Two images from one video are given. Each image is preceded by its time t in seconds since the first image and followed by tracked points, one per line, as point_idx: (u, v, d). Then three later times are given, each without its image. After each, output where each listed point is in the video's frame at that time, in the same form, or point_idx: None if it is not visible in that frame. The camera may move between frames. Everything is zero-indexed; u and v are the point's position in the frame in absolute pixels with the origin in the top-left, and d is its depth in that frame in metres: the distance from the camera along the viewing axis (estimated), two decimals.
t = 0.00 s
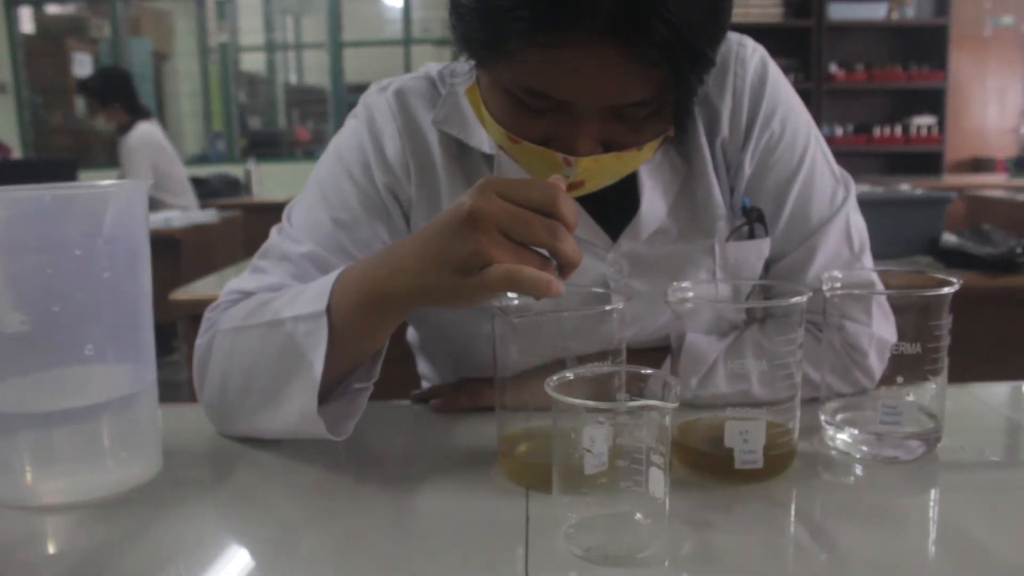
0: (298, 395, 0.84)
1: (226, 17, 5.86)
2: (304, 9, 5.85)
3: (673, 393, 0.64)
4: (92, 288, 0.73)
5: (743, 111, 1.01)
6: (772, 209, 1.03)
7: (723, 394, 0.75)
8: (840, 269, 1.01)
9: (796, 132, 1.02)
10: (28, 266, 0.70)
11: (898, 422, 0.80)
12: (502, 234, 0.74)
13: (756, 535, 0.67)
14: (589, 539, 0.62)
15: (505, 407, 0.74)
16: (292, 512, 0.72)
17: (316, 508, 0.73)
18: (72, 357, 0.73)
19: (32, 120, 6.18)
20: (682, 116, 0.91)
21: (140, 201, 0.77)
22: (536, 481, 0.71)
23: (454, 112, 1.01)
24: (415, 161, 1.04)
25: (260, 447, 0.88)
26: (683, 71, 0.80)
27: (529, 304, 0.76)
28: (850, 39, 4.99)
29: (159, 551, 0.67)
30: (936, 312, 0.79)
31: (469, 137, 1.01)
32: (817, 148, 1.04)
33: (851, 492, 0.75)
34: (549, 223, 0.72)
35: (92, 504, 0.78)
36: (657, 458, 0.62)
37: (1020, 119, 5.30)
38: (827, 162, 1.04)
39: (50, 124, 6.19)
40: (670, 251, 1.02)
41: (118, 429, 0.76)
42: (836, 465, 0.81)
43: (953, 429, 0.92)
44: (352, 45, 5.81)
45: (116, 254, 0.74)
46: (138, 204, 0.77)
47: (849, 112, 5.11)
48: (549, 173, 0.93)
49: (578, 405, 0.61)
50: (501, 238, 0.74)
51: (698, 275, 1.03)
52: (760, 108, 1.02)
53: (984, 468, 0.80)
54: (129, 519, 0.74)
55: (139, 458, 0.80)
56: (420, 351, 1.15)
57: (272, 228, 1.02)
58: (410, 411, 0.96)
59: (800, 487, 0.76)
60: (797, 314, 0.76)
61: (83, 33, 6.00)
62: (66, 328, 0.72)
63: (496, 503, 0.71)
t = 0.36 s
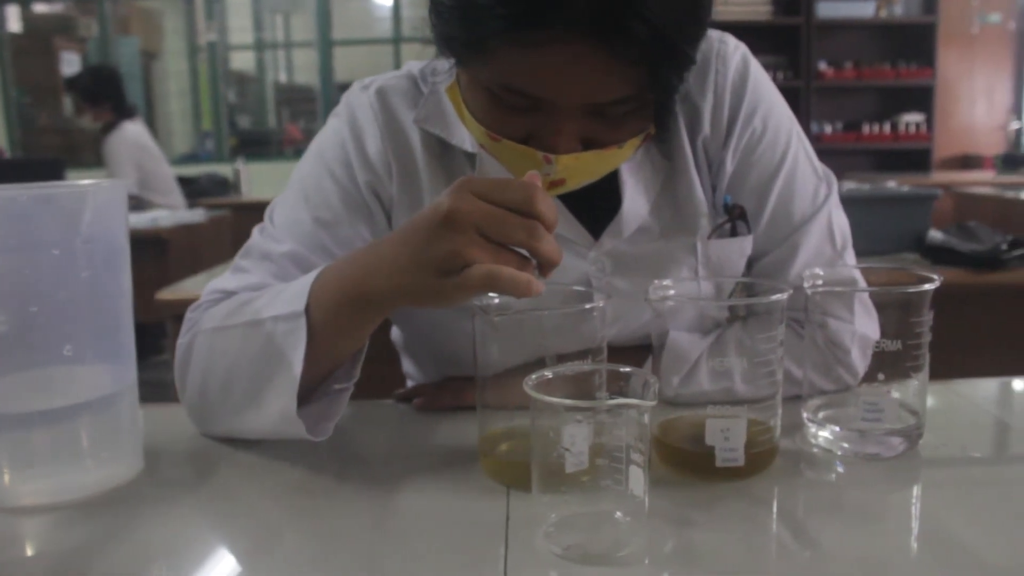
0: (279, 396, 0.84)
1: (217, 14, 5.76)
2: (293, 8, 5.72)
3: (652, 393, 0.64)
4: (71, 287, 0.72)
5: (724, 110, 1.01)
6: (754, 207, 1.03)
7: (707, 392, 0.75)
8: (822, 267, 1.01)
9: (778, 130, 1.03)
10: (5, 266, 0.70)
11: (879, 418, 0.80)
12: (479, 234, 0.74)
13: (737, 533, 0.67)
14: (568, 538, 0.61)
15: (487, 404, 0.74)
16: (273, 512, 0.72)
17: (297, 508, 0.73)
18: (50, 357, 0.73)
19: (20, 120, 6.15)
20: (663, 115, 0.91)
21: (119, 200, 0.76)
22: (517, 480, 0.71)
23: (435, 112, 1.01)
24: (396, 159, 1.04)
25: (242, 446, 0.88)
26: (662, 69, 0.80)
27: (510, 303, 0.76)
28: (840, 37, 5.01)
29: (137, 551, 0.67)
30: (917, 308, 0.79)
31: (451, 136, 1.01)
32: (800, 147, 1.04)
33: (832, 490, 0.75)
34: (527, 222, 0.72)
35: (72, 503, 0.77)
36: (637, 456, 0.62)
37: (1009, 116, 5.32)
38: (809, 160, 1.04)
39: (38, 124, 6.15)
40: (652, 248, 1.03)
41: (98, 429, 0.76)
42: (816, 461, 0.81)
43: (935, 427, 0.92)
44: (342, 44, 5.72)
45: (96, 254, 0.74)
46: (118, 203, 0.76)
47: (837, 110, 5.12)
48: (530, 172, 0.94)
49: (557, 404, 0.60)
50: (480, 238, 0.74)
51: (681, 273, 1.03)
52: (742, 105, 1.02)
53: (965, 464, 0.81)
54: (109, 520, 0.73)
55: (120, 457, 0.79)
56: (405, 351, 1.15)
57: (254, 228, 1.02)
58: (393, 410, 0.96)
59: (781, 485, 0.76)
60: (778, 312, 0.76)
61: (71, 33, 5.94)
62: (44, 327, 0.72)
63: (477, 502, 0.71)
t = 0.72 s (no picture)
0: (237, 391, 0.86)
1: (204, 15, 5.75)
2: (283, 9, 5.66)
3: (627, 392, 0.64)
4: (46, 290, 0.72)
5: (703, 109, 1.02)
6: (734, 207, 1.03)
7: (690, 391, 0.75)
8: (802, 266, 1.00)
9: (759, 130, 1.03)
10: None
11: (859, 416, 0.81)
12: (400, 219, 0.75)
13: (716, 531, 0.67)
14: (544, 538, 0.61)
15: (466, 405, 0.75)
16: (250, 515, 0.72)
17: (273, 511, 0.72)
18: (26, 360, 0.73)
19: (10, 122, 6.06)
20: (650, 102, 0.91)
21: (97, 203, 0.76)
22: (495, 482, 0.71)
23: (416, 110, 1.02)
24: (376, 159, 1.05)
25: (219, 448, 0.88)
26: (649, 52, 0.81)
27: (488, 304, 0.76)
28: (829, 36, 5.02)
29: (111, 555, 0.67)
30: (897, 306, 0.79)
31: (432, 134, 1.02)
32: (780, 146, 1.04)
33: (810, 489, 0.76)
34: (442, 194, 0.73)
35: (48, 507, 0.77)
36: (614, 456, 0.62)
37: (997, 115, 5.34)
38: (790, 159, 1.04)
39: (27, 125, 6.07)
40: (632, 248, 1.03)
41: (75, 432, 0.75)
42: (796, 460, 0.81)
43: (913, 424, 0.93)
44: (332, 45, 5.63)
45: (73, 256, 0.73)
46: (97, 205, 0.76)
47: (826, 110, 5.13)
48: (515, 160, 0.93)
49: (531, 403, 0.61)
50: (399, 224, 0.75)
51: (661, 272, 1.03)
52: (722, 105, 1.02)
53: (943, 462, 0.81)
54: (84, 523, 0.73)
55: (98, 460, 0.79)
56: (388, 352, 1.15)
57: (234, 229, 1.02)
58: (374, 413, 0.95)
59: (760, 485, 0.76)
60: (756, 312, 0.76)
61: (61, 34, 5.82)
62: (20, 329, 0.72)
63: (454, 504, 0.71)
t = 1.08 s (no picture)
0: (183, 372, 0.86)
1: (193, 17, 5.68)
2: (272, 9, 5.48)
3: (601, 392, 0.64)
4: (18, 289, 0.71)
5: (683, 108, 1.02)
6: (713, 207, 1.03)
7: (668, 391, 0.75)
8: (780, 267, 1.01)
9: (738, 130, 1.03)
10: None
11: (836, 416, 0.82)
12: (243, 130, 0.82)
13: (691, 531, 0.67)
14: (517, 539, 0.61)
15: (442, 405, 0.73)
16: (226, 516, 0.72)
17: (249, 512, 0.72)
18: None
19: None
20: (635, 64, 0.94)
21: (72, 202, 0.75)
22: (471, 482, 0.71)
23: (396, 108, 1.02)
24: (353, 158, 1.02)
25: (192, 448, 0.88)
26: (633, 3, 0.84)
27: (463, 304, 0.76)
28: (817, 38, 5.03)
29: (85, 555, 0.66)
30: (874, 306, 0.80)
31: (411, 132, 1.02)
32: (759, 147, 1.04)
33: (786, 488, 0.76)
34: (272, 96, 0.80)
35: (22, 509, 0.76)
36: (588, 457, 0.62)
37: (983, 117, 5.37)
38: (769, 160, 1.04)
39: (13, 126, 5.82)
40: (611, 245, 1.02)
41: (48, 434, 0.75)
42: (775, 460, 0.81)
43: (890, 423, 0.93)
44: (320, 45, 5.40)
45: (45, 256, 0.73)
46: (71, 204, 0.75)
47: (814, 110, 5.15)
48: (501, 129, 0.93)
49: (502, 404, 0.60)
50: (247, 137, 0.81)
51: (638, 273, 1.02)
52: (701, 104, 1.03)
53: (919, 461, 0.81)
54: (58, 524, 0.72)
55: (72, 462, 0.78)
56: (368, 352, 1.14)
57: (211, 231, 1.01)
58: (352, 415, 0.95)
59: (737, 485, 0.76)
60: (733, 313, 0.76)
61: (47, 33, 5.61)
62: None
63: (430, 505, 0.71)
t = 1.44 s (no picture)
0: (195, 383, 0.85)
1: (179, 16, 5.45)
2: (262, 9, 5.36)
3: (572, 392, 0.63)
4: None
5: (662, 107, 1.02)
6: (692, 208, 1.03)
7: (646, 394, 0.75)
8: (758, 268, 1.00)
9: (716, 130, 1.03)
10: None
11: (812, 419, 0.80)
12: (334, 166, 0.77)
13: (663, 531, 0.67)
14: (489, 543, 0.61)
15: (415, 409, 0.73)
16: (200, 518, 0.71)
17: (223, 514, 0.72)
18: None
19: None
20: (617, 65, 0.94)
21: (41, 203, 0.75)
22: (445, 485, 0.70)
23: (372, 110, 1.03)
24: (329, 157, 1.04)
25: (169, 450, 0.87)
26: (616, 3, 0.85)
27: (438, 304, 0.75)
28: (805, 40, 5.04)
29: (55, 556, 0.66)
30: (849, 309, 0.80)
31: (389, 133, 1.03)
32: (738, 147, 1.04)
33: (762, 489, 0.76)
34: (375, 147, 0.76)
35: None
36: (562, 460, 0.62)
37: (969, 119, 5.39)
38: (748, 160, 1.04)
39: None
40: (587, 248, 1.02)
41: (18, 436, 0.74)
42: (750, 462, 0.81)
43: (866, 424, 0.93)
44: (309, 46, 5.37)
45: (14, 256, 0.72)
46: (40, 206, 0.75)
47: (801, 112, 5.16)
48: (481, 129, 0.93)
49: (468, 407, 0.59)
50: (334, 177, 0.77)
51: (616, 273, 1.02)
52: (680, 105, 1.02)
53: (893, 463, 0.81)
54: (28, 525, 0.72)
55: (42, 464, 0.78)
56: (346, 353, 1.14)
57: (188, 230, 0.99)
58: (330, 416, 0.94)
59: (714, 486, 0.76)
60: (707, 316, 0.76)
61: (33, 32, 5.54)
62: None
63: (404, 507, 0.70)
